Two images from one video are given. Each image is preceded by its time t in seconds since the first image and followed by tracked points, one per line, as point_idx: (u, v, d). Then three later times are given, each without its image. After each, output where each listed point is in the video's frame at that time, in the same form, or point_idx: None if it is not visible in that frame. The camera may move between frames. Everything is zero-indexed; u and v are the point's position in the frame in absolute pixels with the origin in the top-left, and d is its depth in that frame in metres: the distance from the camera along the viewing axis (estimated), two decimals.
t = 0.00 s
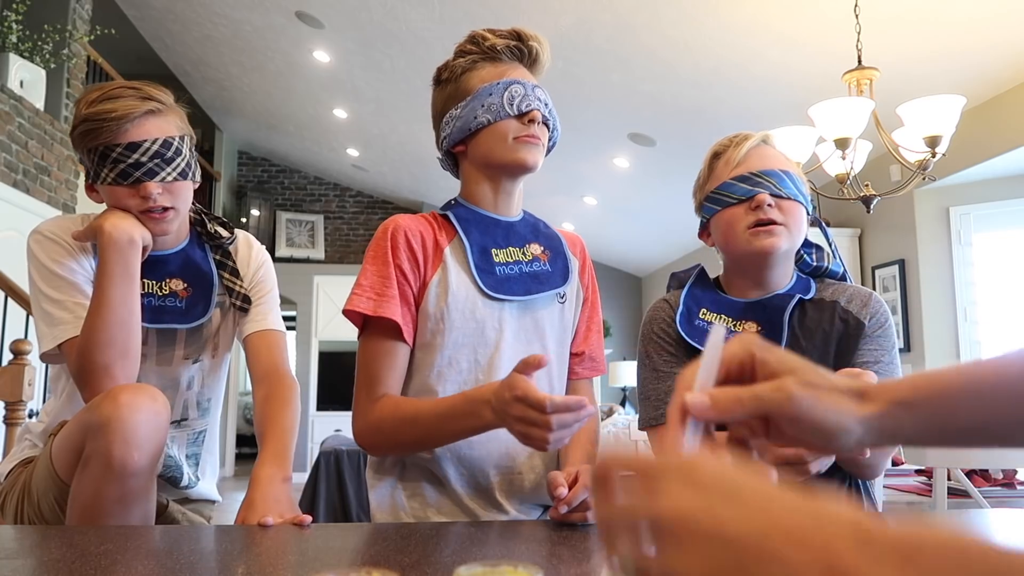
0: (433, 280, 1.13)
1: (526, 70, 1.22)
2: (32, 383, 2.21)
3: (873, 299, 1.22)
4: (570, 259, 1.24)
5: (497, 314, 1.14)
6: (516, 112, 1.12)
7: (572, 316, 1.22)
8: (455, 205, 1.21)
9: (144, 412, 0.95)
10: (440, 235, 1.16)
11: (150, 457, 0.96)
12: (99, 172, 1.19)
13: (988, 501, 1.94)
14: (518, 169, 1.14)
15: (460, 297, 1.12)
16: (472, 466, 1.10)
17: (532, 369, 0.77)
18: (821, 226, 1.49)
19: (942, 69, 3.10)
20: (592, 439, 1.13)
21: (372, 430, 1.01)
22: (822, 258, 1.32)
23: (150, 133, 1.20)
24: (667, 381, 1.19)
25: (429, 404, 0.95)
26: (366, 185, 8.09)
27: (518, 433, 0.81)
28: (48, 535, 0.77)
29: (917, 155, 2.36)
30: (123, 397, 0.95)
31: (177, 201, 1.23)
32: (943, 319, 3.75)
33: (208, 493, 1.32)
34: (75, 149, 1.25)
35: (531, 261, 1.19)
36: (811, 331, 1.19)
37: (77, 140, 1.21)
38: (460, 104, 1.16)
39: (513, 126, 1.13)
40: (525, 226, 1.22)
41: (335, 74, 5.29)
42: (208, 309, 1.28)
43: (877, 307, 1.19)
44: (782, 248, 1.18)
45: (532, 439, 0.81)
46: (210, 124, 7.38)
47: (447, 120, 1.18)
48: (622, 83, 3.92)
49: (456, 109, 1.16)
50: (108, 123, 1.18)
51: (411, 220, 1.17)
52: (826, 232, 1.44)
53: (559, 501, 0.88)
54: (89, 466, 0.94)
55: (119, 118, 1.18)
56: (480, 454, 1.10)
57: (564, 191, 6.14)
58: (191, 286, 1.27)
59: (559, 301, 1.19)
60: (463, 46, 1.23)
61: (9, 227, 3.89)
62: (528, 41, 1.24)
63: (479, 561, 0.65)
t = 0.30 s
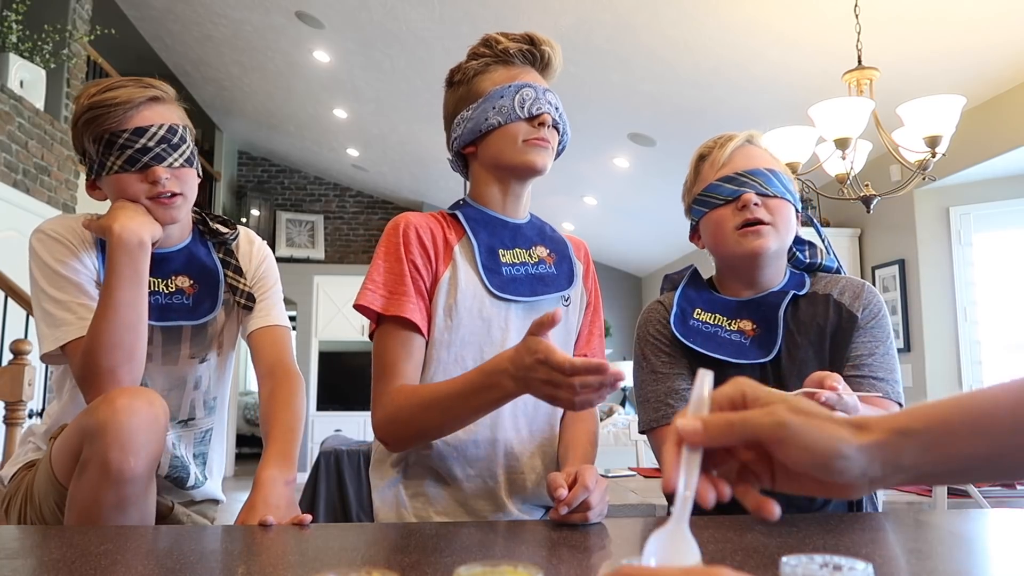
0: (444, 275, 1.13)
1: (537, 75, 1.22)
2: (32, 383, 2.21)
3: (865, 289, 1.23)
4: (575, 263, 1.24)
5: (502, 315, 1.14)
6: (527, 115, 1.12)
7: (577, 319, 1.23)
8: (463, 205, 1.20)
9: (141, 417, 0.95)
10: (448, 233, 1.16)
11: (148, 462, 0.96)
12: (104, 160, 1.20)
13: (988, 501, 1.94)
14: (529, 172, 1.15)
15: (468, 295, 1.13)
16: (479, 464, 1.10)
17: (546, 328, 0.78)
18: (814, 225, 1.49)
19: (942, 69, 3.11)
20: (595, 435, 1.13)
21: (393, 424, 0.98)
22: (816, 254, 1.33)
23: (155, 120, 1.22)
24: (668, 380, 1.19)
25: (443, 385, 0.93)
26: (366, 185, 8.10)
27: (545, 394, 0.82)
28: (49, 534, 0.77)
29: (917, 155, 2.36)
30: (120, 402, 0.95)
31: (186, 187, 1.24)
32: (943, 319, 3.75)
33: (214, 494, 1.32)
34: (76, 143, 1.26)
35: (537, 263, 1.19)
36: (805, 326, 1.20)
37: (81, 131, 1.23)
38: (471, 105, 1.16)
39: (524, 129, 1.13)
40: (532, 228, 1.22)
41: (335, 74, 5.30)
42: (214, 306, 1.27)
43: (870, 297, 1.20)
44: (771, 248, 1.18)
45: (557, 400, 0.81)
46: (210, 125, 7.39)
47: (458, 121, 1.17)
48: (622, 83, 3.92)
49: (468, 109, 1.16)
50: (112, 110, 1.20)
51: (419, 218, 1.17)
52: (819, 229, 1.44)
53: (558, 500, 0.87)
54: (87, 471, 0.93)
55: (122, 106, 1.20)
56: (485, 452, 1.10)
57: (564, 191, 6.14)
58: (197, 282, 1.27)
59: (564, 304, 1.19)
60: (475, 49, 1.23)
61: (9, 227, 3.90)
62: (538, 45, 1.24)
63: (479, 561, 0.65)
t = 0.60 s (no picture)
0: (448, 272, 1.13)
1: (541, 77, 1.22)
2: (32, 383, 2.21)
3: (860, 290, 1.23)
4: (575, 264, 1.24)
5: (504, 315, 1.14)
6: (530, 116, 1.12)
7: (577, 320, 1.23)
8: (465, 205, 1.20)
9: (155, 417, 0.95)
10: (452, 231, 1.16)
11: (163, 462, 0.96)
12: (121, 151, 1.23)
13: (988, 501, 1.94)
14: (531, 172, 1.15)
15: (471, 293, 1.13)
16: (478, 463, 1.10)
17: (552, 304, 0.80)
18: (812, 225, 1.49)
19: (942, 69, 3.11)
20: (593, 436, 1.14)
21: (401, 415, 0.97)
22: (812, 253, 1.33)
23: (169, 113, 1.24)
24: (667, 382, 1.19)
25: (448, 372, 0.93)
26: (366, 185, 8.10)
27: (554, 372, 0.83)
28: (54, 534, 0.77)
29: (917, 155, 2.36)
30: (135, 403, 0.95)
31: (201, 177, 1.26)
32: (942, 319, 3.75)
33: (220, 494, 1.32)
34: (96, 140, 1.29)
35: (538, 263, 1.19)
36: (803, 326, 1.20)
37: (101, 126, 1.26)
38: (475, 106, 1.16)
39: (526, 128, 1.13)
40: (533, 229, 1.22)
41: (335, 74, 5.30)
42: (228, 301, 1.28)
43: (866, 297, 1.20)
44: (766, 248, 1.18)
45: (566, 377, 0.82)
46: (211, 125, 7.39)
47: (460, 121, 1.18)
48: (623, 83, 3.92)
49: (471, 110, 1.16)
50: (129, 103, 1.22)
51: (422, 214, 1.17)
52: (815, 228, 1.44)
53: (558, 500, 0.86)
54: (102, 470, 0.94)
55: (138, 99, 1.23)
56: (483, 451, 1.10)
57: (564, 191, 6.13)
58: (213, 279, 1.28)
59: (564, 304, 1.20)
60: (479, 50, 1.23)
61: (8, 227, 3.90)
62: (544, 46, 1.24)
63: (479, 562, 0.65)
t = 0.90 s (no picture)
0: (447, 272, 1.13)
1: (541, 78, 1.22)
2: (32, 383, 2.21)
3: (862, 290, 1.23)
4: (575, 265, 1.24)
5: (504, 315, 1.14)
6: (530, 116, 1.12)
7: (575, 319, 1.23)
8: (465, 205, 1.20)
9: (130, 407, 0.95)
10: (452, 232, 1.16)
11: (139, 451, 0.96)
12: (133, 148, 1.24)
13: (988, 502, 1.93)
14: (531, 172, 1.15)
15: (470, 292, 1.13)
16: (478, 462, 1.10)
17: (554, 304, 0.80)
18: (812, 226, 1.49)
19: (942, 69, 3.11)
20: (592, 436, 1.13)
21: (401, 415, 0.97)
22: (813, 254, 1.33)
23: (181, 115, 1.25)
24: (668, 381, 1.19)
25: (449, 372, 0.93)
26: (366, 185, 8.10)
27: (555, 371, 0.83)
28: (51, 534, 0.77)
29: (917, 155, 2.36)
30: (108, 394, 0.95)
31: (207, 178, 1.26)
32: (943, 319, 3.75)
33: (220, 494, 1.32)
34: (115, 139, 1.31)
35: (537, 264, 1.19)
36: (804, 327, 1.20)
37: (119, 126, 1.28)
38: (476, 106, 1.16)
39: (526, 129, 1.13)
40: (533, 229, 1.22)
41: (335, 73, 5.29)
42: (227, 299, 1.28)
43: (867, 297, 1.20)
44: (766, 249, 1.18)
45: (567, 376, 0.83)
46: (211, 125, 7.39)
47: (461, 121, 1.18)
48: (622, 83, 3.92)
49: (471, 110, 1.16)
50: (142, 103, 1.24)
51: (423, 214, 1.17)
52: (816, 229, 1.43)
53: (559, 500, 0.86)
54: (81, 461, 0.94)
55: (150, 99, 1.25)
56: (483, 450, 1.10)
57: (564, 191, 6.13)
58: (212, 278, 1.28)
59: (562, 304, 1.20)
60: (479, 52, 1.23)
61: (8, 227, 3.90)
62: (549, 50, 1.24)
63: (478, 562, 0.65)
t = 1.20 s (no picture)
0: (447, 270, 1.13)
1: (539, 78, 1.22)
2: (32, 383, 2.21)
3: (866, 296, 1.23)
4: (572, 263, 1.24)
5: (503, 314, 1.14)
6: (529, 115, 1.12)
7: (573, 318, 1.23)
8: (464, 205, 1.20)
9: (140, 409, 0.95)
10: (450, 229, 1.16)
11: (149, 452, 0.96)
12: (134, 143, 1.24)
13: (988, 501, 1.93)
14: (528, 172, 1.15)
15: (469, 292, 1.13)
16: (477, 462, 1.10)
17: (557, 302, 0.81)
18: (815, 226, 1.49)
19: (942, 68, 3.11)
20: (592, 437, 1.13)
21: (401, 412, 0.96)
22: (817, 255, 1.33)
23: (183, 113, 1.26)
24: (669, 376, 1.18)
25: (449, 369, 0.94)
26: (366, 185, 8.10)
27: (557, 369, 0.84)
28: (53, 534, 0.77)
29: (917, 155, 2.36)
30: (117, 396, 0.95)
31: (202, 176, 1.25)
32: (942, 318, 3.76)
33: (224, 493, 1.32)
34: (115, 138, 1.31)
35: (535, 263, 1.19)
36: (805, 329, 1.19)
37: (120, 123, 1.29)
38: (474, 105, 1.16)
39: (525, 129, 1.13)
40: (531, 228, 1.23)
41: (335, 73, 5.29)
42: (224, 293, 1.27)
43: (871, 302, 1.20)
44: (767, 252, 1.18)
45: (568, 374, 0.83)
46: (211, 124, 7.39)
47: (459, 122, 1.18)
48: (622, 83, 3.92)
49: (469, 110, 1.16)
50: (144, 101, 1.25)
51: (422, 214, 1.17)
52: (820, 229, 1.43)
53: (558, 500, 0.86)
54: (89, 463, 0.94)
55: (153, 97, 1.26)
56: (481, 450, 1.10)
57: (564, 191, 6.13)
58: (208, 273, 1.27)
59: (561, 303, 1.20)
60: (478, 52, 1.23)
61: (9, 227, 3.90)
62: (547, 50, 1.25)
63: (478, 562, 0.65)
